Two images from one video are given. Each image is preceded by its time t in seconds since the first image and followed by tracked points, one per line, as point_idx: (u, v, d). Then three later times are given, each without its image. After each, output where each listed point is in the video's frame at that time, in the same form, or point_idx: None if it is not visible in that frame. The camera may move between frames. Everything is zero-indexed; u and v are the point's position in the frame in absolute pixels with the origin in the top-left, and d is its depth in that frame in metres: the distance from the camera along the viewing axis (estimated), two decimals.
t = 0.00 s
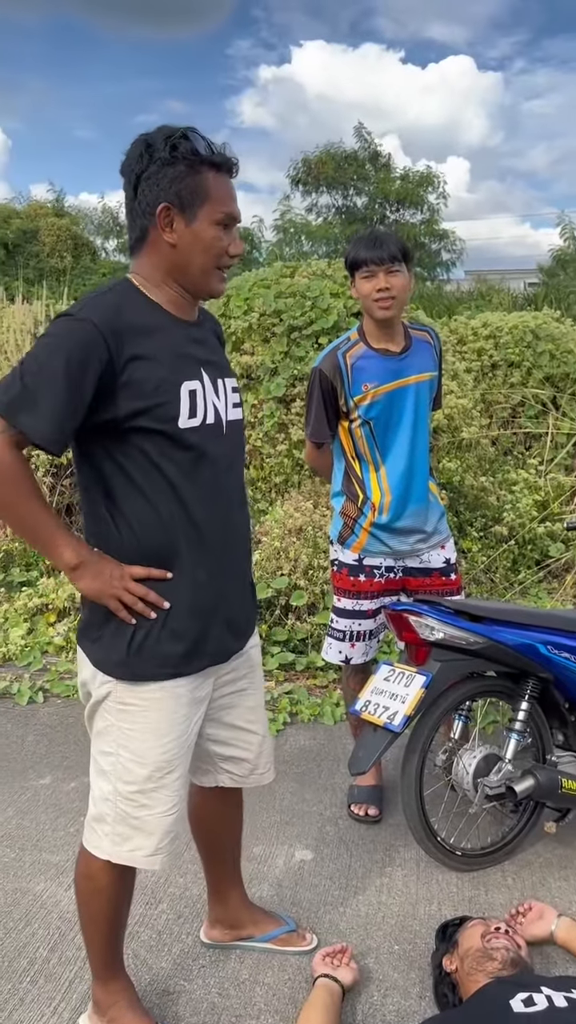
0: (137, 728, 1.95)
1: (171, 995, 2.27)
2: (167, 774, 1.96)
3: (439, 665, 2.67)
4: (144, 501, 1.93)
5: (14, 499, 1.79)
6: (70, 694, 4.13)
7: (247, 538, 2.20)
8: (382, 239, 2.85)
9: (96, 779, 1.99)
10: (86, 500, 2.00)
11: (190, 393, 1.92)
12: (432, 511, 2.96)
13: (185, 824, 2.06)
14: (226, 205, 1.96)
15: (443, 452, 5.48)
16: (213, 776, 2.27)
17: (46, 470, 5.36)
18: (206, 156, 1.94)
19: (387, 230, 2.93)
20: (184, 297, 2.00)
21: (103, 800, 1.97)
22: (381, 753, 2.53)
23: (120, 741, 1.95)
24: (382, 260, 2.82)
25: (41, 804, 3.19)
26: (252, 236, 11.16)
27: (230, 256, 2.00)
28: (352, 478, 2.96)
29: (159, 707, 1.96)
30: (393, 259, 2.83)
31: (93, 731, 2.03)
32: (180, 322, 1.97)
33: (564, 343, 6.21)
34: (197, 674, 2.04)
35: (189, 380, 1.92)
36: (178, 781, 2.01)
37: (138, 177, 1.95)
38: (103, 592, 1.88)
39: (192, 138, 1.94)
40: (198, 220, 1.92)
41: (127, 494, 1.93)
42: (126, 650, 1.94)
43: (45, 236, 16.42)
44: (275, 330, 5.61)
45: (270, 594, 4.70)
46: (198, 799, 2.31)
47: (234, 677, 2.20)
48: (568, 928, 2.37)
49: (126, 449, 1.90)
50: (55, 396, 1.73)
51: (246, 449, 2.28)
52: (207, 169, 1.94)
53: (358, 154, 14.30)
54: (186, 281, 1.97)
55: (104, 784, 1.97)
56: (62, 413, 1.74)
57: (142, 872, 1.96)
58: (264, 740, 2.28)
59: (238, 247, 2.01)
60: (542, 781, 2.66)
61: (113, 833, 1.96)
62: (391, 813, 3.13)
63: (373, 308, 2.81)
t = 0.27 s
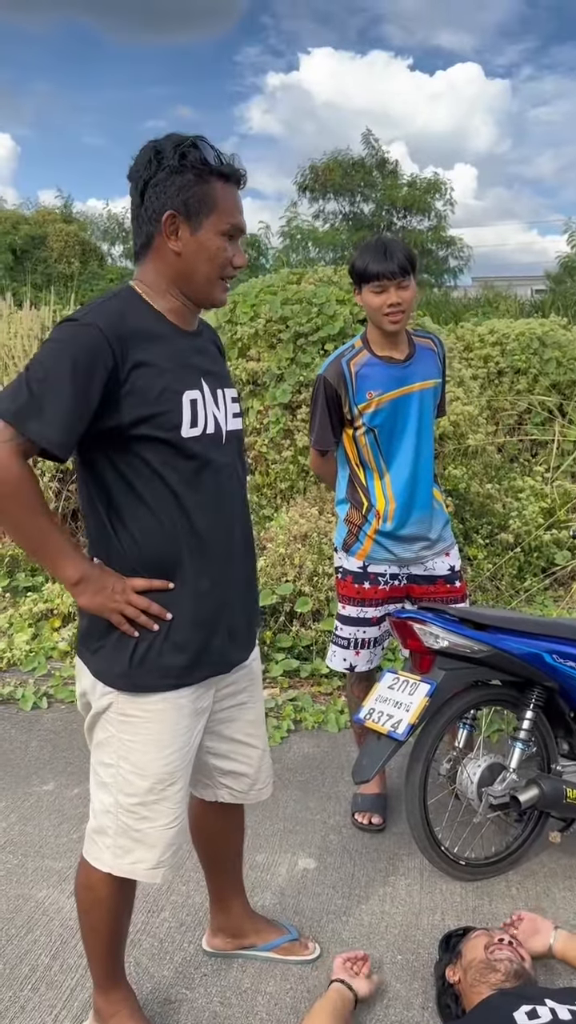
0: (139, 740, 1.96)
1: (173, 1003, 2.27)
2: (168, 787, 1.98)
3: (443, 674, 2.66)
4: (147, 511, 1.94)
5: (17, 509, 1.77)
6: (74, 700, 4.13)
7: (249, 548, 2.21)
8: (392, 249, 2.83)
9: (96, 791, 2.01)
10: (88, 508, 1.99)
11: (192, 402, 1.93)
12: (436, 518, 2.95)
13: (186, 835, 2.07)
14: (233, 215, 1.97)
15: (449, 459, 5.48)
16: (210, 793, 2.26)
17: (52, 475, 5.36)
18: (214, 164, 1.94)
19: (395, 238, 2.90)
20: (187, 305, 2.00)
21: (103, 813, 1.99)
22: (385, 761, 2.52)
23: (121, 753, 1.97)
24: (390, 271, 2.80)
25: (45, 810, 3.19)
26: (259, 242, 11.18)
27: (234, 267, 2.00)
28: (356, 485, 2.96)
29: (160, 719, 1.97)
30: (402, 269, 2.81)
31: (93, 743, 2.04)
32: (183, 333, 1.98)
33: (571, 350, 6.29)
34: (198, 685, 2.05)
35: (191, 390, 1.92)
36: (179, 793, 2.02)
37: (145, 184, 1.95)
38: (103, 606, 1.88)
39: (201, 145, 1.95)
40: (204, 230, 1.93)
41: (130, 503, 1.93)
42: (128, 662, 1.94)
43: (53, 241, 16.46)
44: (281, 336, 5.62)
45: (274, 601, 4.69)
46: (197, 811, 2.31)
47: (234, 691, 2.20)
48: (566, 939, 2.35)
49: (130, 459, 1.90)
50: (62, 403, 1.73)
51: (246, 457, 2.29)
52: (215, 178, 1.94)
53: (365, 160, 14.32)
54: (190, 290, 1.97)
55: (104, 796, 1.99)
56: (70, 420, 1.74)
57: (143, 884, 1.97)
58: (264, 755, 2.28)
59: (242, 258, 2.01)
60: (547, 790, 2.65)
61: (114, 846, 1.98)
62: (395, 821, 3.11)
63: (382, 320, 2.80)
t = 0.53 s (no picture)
0: (138, 750, 1.96)
1: (173, 1010, 2.25)
2: (168, 797, 1.98)
3: (447, 680, 2.65)
4: (147, 519, 1.94)
5: (14, 516, 1.77)
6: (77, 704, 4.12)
7: (251, 557, 2.20)
8: (396, 257, 2.80)
9: (96, 801, 2.01)
10: (88, 516, 2.00)
11: (192, 410, 1.92)
12: (439, 524, 2.94)
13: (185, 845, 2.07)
14: (240, 222, 1.98)
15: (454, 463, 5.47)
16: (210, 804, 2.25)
17: (57, 478, 5.37)
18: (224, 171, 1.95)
19: (399, 245, 2.87)
20: (190, 311, 2.00)
21: (103, 823, 1.99)
22: (388, 768, 2.51)
23: (120, 763, 1.97)
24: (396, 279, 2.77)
25: (47, 813, 3.18)
26: (266, 248, 11.22)
27: (239, 274, 2.01)
28: (361, 490, 2.94)
29: (160, 729, 1.97)
30: (408, 278, 2.78)
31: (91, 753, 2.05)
32: (184, 341, 1.97)
33: None
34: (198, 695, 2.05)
35: (191, 397, 1.92)
36: (179, 804, 2.02)
37: (153, 186, 1.94)
38: (102, 615, 1.88)
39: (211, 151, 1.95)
40: (213, 236, 1.93)
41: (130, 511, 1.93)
42: (128, 670, 1.94)
43: (60, 245, 16.53)
44: (287, 341, 5.63)
45: (279, 605, 4.69)
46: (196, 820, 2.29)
47: (235, 702, 2.20)
48: (542, 934, 2.38)
49: (130, 466, 1.90)
50: (57, 409, 1.73)
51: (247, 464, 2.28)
52: (225, 185, 1.95)
53: (372, 166, 14.36)
54: (195, 295, 1.97)
55: (104, 807, 1.99)
56: (64, 427, 1.74)
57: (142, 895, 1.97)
58: (264, 766, 2.28)
59: (248, 265, 2.02)
60: (551, 798, 2.63)
61: (113, 857, 1.97)
62: (398, 827, 3.10)
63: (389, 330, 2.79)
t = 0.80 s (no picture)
0: (140, 760, 1.95)
1: (171, 1017, 2.23)
2: (169, 808, 1.97)
3: (449, 684, 2.62)
4: (149, 523, 1.92)
5: (18, 522, 1.75)
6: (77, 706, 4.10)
7: (249, 559, 2.19)
8: (400, 261, 2.78)
9: (96, 811, 2.00)
10: (86, 521, 1.97)
11: (193, 410, 1.91)
12: (441, 527, 2.92)
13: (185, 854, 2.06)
14: (241, 227, 2.00)
15: (457, 466, 5.52)
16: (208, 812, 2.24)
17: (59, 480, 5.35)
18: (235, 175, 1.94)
19: (402, 250, 2.85)
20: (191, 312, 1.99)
21: (103, 833, 1.97)
22: (389, 772, 2.49)
23: (121, 773, 1.95)
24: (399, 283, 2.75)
25: (46, 817, 3.17)
26: (270, 250, 11.24)
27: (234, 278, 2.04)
28: (363, 493, 2.93)
29: (161, 738, 1.96)
30: (412, 282, 2.76)
31: (91, 763, 2.02)
32: (181, 342, 1.95)
33: None
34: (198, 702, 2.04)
35: (191, 397, 1.91)
36: (179, 814, 2.01)
37: (171, 183, 1.85)
38: (105, 622, 1.86)
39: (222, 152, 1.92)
40: (223, 241, 1.94)
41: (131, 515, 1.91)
42: (131, 679, 1.93)
43: (65, 247, 16.56)
44: (290, 343, 5.63)
45: (280, 608, 4.67)
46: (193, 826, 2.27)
47: (234, 708, 2.20)
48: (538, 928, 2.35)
49: (131, 469, 1.89)
50: (61, 410, 1.71)
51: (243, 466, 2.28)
52: (233, 188, 1.94)
53: (377, 169, 14.36)
54: (199, 297, 1.97)
55: (105, 817, 1.97)
56: (69, 428, 1.72)
57: (143, 906, 1.96)
58: (262, 773, 2.27)
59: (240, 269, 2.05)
60: (552, 804, 2.60)
61: (114, 868, 1.96)
62: (399, 833, 3.08)
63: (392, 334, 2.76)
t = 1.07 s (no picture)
0: (145, 775, 1.92)
1: None
2: (175, 823, 1.95)
3: (452, 693, 2.57)
4: (153, 530, 1.89)
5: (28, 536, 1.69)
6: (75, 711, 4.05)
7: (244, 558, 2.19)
8: (405, 261, 2.72)
9: (96, 829, 1.96)
10: (83, 527, 1.91)
11: (192, 412, 1.89)
12: (445, 530, 2.87)
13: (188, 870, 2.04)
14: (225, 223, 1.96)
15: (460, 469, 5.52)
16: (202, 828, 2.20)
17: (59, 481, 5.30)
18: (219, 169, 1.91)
19: (407, 249, 2.80)
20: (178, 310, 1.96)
21: (104, 852, 1.94)
22: (390, 782, 2.44)
23: (124, 789, 1.93)
24: (403, 282, 2.69)
25: (42, 825, 3.12)
26: (273, 251, 11.19)
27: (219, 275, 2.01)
28: (365, 497, 2.88)
29: (165, 752, 1.94)
30: (417, 282, 2.70)
31: (87, 783, 2.00)
32: (174, 344, 1.90)
33: None
34: (201, 713, 2.02)
35: (191, 398, 1.88)
36: (184, 828, 2.00)
37: (158, 177, 1.80)
38: (113, 637, 1.84)
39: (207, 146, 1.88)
40: (209, 237, 1.91)
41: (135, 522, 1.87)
42: (138, 692, 1.90)
43: (67, 249, 16.54)
44: (292, 345, 5.58)
45: (281, 612, 4.62)
46: (190, 837, 2.22)
47: (230, 716, 2.16)
48: (550, 930, 2.29)
49: (134, 475, 1.84)
50: (69, 418, 1.66)
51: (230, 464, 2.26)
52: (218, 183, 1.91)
53: (381, 170, 14.31)
54: (185, 294, 1.93)
55: (107, 836, 1.94)
56: (78, 435, 1.67)
57: (147, 923, 1.94)
58: (257, 784, 2.25)
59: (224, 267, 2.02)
60: (557, 814, 2.55)
61: (116, 886, 1.94)
62: (401, 842, 3.03)
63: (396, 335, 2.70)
